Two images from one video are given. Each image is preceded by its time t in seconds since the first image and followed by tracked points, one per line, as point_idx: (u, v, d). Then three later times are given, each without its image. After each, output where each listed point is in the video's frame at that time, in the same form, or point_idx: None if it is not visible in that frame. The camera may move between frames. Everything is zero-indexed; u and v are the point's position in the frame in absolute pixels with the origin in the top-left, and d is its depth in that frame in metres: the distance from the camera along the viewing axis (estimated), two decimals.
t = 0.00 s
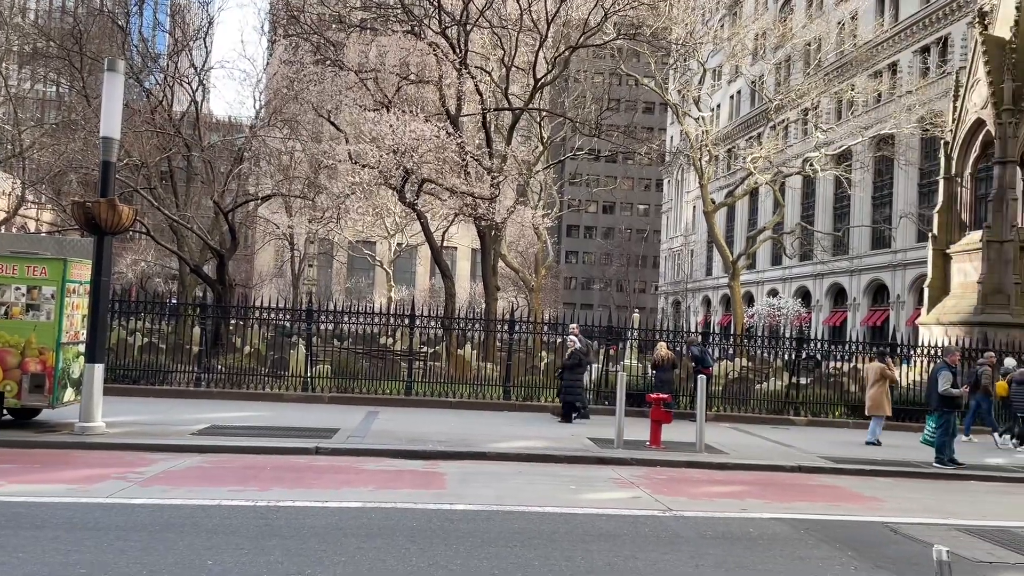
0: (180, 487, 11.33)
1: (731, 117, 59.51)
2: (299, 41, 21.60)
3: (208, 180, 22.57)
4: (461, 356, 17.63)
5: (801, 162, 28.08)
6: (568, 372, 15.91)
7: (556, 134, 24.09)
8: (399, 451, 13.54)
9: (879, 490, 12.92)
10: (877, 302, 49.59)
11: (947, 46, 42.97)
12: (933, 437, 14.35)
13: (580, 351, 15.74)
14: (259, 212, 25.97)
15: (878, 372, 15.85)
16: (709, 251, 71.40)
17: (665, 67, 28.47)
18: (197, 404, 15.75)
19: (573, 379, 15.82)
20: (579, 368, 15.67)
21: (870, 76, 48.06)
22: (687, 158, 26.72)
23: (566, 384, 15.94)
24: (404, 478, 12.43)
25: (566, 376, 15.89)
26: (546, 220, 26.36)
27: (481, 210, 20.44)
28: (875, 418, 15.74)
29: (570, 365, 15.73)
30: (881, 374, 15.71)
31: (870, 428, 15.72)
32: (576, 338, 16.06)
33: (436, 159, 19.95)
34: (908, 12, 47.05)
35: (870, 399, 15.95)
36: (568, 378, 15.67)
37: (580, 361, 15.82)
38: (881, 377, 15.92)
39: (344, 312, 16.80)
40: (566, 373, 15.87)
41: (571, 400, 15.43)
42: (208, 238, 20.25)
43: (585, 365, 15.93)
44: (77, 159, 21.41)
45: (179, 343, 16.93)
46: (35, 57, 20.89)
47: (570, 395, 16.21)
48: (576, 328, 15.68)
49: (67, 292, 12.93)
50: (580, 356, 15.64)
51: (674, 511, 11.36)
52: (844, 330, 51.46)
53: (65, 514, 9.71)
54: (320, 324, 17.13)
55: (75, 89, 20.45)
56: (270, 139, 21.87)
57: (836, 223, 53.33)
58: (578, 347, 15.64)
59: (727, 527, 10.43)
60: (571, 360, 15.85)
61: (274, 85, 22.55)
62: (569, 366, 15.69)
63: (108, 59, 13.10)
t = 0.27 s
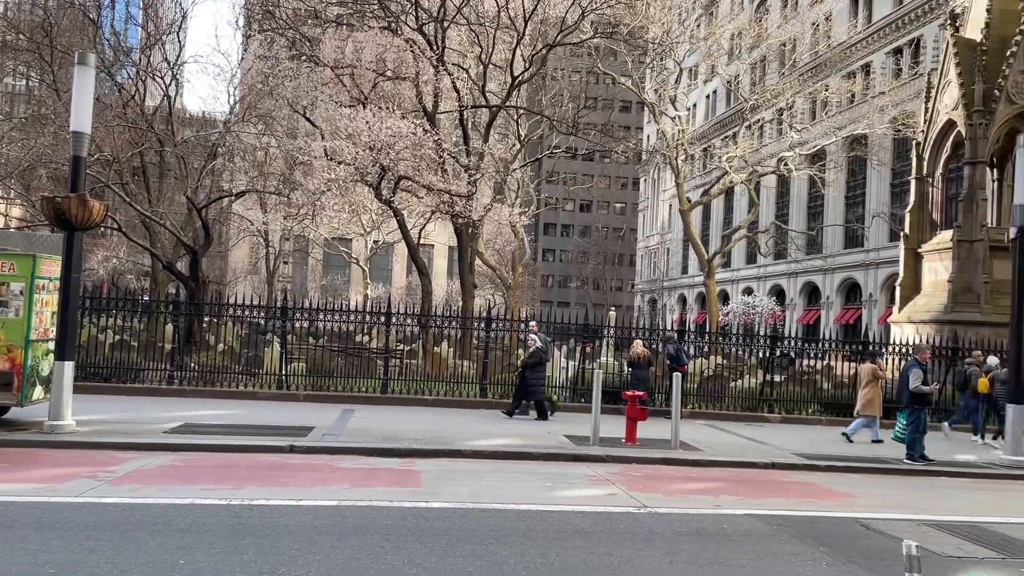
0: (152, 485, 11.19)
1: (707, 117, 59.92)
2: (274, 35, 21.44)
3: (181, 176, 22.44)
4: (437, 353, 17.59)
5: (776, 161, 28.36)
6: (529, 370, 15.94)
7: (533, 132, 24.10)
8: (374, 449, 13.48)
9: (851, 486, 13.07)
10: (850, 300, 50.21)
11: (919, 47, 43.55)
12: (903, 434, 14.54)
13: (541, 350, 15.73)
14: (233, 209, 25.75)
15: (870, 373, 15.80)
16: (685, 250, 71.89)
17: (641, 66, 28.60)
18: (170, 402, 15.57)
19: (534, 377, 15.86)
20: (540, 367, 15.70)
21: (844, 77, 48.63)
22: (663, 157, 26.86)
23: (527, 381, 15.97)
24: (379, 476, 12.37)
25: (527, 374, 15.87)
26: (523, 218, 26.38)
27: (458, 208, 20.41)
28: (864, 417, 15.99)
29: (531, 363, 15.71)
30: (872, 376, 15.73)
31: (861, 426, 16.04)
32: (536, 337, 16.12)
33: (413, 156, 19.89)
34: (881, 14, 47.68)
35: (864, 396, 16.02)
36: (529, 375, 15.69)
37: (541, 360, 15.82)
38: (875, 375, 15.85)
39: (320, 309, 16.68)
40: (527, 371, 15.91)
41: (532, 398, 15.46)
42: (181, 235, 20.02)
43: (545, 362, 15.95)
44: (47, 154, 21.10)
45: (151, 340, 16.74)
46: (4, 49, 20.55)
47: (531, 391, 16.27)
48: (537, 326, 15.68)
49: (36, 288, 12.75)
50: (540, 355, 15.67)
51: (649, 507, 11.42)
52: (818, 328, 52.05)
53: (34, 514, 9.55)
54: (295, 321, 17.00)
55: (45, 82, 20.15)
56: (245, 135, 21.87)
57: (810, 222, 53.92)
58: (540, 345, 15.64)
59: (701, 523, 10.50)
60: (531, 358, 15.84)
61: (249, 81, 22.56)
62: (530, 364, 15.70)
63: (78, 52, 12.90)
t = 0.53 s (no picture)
0: (123, 484, 11.05)
1: (682, 115, 60.34)
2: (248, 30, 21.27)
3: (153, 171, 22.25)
4: (413, 351, 17.55)
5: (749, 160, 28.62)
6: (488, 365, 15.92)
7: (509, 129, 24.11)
8: (349, 447, 13.41)
9: (823, 482, 13.23)
10: (823, 298, 50.80)
11: (891, 48, 44.17)
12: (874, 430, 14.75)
13: (500, 345, 15.67)
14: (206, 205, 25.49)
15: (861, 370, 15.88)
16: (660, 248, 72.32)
17: (617, 64, 28.72)
18: (141, 399, 15.38)
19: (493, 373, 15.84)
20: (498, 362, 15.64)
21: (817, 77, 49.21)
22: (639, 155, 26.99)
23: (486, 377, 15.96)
24: (353, 474, 12.31)
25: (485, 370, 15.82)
26: (499, 215, 26.38)
27: (434, 205, 20.37)
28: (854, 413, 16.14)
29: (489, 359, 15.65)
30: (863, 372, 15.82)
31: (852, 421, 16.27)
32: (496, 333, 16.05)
33: (389, 152, 19.82)
34: (853, 16, 48.30)
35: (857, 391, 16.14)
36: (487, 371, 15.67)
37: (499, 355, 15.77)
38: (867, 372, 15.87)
39: (293, 306, 16.54)
40: (485, 366, 15.84)
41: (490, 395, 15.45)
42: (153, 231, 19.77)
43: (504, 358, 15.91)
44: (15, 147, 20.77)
45: (122, 337, 16.54)
46: None
47: (491, 386, 16.29)
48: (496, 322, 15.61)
49: (4, 284, 12.55)
50: (499, 351, 15.61)
51: (624, 503, 11.47)
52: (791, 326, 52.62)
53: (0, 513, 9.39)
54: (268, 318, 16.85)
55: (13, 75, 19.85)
56: (218, 130, 21.76)
57: (783, 221, 54.49)
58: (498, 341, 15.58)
59: (675, 519, 10.57)
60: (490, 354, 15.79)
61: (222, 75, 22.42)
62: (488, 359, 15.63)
63: (47, 45, 12.70)
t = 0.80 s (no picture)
0: (92, 483, 10.89)
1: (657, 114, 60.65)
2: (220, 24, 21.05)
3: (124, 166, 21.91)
4: (388, 348, 17.50)
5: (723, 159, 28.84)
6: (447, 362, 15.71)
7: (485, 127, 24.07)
8: (323, 445, 13.33)
9: (795, 478, 13.37)
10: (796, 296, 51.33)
11: (863, 49, 44.69)
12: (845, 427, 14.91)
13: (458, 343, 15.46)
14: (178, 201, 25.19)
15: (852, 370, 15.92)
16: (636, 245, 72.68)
17: (593, 62, 28.77)
18: (110, 397, 15.18)
19: (452, 370, 15.63)
20: (457, 359, 15.46)
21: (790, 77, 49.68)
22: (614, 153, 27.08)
23: (444, 375, 15.74)
24: (327, 472, 12.24)
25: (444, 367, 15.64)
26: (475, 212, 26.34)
27: (409, 202, 20.29)
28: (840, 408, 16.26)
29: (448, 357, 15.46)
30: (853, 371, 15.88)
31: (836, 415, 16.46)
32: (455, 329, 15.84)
33: (363, 149, 19.73)
34: (826, 16, 48.82)
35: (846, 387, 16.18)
36: (445, 369, 15.46)
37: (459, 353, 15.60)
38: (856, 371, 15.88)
39: (266, 303, 16.42)
40: (444, 364, 15.65)
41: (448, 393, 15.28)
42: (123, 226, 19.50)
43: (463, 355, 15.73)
44: None
45: (91, 334, 16.32)
46: None
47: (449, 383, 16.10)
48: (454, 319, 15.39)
49: None
50: (457, 348, 15.41)
51: (598, 500, 11.52)
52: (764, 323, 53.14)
53: None
54: (241, 315, 16.71)
55: None
56: (190, 126, 21.57)
57: (757, 219, 54.98)
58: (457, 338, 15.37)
59: (648, 515, 10.63)
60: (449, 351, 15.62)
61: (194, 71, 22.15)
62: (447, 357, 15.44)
63: (14, 37, 12.47)
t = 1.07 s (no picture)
0: (60, 482, 10.74)
1: (633, 112, 60.90)
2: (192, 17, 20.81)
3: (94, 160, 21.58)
4: (362, 345, 17.42)
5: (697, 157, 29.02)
6: (402, 359, 15.74)
7: (460, 123, 24.01)
8: (297, 443, 13.25)
9: (767, 474, 13.50)
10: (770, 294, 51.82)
11: (836, 49, 45.16)
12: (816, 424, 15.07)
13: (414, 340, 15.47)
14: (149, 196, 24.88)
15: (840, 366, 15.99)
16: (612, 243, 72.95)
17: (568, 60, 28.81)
18: (79, 395, 14.97)
19: (408, 366, 15.68)
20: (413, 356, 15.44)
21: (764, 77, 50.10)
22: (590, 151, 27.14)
23: (400, 371, 15.78)
24: (301, 470, 12.16)
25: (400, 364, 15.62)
26: (451, 209, 26.27)
27: (384, 198, 20.20)
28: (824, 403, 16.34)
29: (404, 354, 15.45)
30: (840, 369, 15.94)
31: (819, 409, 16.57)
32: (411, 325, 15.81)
33: (338, 145, 19.62)
34: (800, 17, 49.28)
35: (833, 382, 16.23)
36: (402, 366, 15.49)
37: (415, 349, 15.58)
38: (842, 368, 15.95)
39: (239, 300, 16.27)
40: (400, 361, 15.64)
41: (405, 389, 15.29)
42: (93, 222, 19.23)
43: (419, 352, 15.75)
44: None
45: (60, 331, 16.09)
46: None
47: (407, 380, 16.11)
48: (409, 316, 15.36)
49: None
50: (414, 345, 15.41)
51: (573, 497, 11.55)
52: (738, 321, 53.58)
53: None
54: (213, 312, 16.56)
55: None
56: (160, 121, 21.31)
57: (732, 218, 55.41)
58: (412, 335, 15.35)
59: (622, 511, 10.69)
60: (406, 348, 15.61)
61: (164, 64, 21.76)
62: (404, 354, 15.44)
63: None
